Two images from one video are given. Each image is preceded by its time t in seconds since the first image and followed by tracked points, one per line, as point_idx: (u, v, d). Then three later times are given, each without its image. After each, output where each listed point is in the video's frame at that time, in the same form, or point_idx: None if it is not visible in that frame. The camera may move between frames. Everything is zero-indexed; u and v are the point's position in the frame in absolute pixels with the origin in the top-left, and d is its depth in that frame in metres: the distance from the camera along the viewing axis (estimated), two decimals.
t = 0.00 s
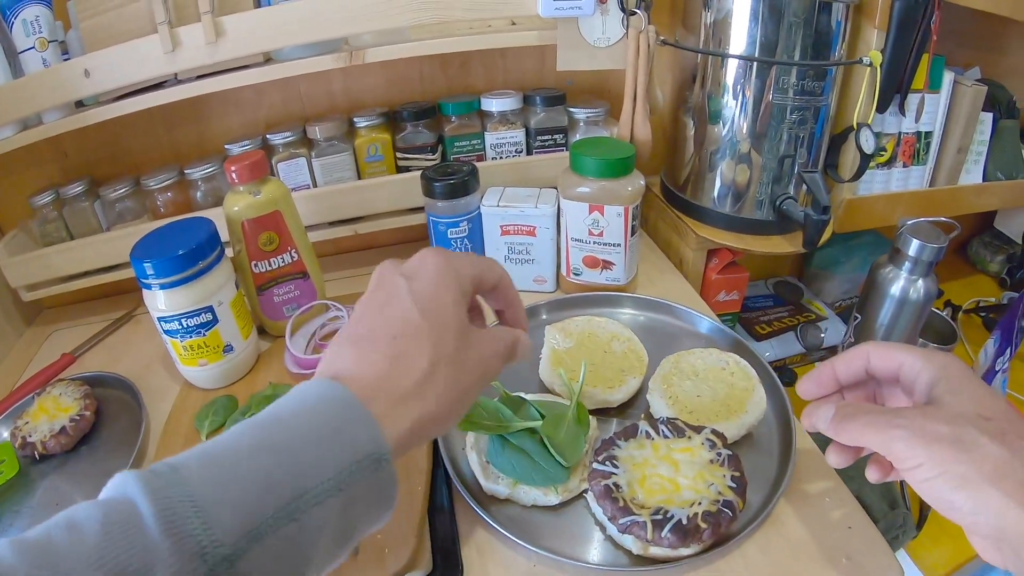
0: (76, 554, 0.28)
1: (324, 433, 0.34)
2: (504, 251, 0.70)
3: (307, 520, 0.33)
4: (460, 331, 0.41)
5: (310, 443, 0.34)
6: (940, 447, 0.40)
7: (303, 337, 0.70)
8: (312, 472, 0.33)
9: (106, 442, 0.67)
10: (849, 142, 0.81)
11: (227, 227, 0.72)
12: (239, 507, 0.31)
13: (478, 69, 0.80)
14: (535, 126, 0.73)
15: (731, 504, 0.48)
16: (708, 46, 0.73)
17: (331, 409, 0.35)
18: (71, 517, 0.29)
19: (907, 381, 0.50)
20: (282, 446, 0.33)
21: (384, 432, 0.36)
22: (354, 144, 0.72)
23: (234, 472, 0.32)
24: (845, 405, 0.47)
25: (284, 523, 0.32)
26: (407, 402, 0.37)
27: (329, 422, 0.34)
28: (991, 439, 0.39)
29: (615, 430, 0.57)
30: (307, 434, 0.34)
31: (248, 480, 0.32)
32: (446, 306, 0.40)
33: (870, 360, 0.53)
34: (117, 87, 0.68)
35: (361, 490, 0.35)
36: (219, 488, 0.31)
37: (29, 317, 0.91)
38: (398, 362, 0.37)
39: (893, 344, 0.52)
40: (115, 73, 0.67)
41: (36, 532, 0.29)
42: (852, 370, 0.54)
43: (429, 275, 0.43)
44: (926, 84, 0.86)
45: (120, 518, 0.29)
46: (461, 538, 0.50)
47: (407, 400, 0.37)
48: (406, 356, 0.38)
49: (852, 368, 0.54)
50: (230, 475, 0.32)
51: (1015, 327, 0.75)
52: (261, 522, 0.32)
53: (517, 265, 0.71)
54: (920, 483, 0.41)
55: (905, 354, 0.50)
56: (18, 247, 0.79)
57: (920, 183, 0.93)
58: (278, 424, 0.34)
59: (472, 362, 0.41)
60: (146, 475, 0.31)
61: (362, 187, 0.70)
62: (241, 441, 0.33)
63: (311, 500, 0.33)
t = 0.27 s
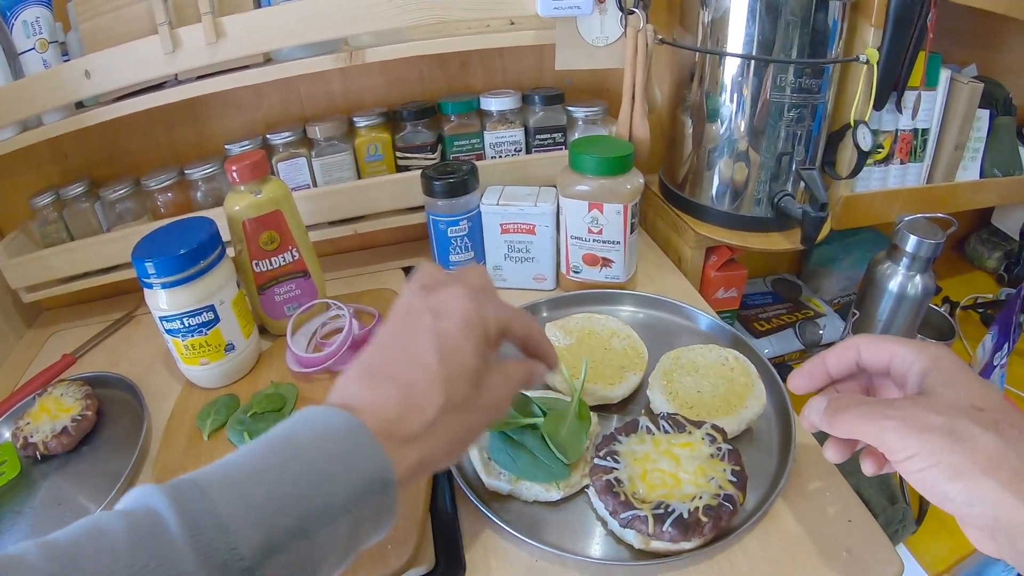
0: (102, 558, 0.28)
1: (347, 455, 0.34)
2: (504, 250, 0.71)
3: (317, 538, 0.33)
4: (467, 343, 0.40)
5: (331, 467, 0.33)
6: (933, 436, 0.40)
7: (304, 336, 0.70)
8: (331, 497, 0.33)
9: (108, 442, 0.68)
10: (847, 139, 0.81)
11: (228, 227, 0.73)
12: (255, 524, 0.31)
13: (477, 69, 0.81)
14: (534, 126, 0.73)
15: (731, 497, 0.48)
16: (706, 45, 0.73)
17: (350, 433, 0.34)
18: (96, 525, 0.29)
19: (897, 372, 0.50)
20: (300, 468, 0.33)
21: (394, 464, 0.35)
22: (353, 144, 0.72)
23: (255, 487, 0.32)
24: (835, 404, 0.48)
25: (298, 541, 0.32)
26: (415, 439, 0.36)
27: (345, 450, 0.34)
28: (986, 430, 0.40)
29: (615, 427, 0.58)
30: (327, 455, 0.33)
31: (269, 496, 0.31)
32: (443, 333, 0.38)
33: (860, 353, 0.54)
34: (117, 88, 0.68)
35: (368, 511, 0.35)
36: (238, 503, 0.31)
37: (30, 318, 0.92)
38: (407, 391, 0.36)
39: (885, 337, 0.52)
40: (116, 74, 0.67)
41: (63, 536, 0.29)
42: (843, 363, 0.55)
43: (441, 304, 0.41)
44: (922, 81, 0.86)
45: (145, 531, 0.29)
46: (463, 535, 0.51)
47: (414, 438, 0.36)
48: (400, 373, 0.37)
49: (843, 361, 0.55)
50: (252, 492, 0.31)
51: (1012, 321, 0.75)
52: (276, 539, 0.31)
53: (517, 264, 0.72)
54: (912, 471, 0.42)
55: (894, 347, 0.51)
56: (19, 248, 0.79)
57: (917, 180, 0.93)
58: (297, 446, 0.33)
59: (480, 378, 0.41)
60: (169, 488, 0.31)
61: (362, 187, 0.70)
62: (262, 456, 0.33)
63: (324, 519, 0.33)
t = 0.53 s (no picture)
0: (50, 549, 0.31)
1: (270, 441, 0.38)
2: (496, 249, 0.71)
3: (250, 517, 0.36)
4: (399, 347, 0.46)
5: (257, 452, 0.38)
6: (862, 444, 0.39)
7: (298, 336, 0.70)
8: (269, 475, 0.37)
9: (103, 443, 0.68)
10: (837, 139, 0.82)
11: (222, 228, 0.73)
12: (192, 504, 0.35)
13: (470, 70, 0.81)
14: (525, 126, 0.74)
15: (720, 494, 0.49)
16: (696, 45, 0.74)
17: (267, 421, 0.39)
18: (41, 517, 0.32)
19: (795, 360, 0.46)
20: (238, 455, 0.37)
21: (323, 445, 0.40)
22: (346, 145, 0.72)
23: (188, 476, 0.35)
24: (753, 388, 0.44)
25: (230, 520, 0.36)
26: (339, 418, 0.41)
27: (271, 434, 0.39)
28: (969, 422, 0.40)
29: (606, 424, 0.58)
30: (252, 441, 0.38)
31: (206, 479, 0.36)
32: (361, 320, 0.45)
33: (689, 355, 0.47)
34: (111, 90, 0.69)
35: (298, 493, 0.38)
36: (171, 490, 0.34)
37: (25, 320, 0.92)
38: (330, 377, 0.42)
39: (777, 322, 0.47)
40: (110, 77, 0.67)
41: (9, 532, 0.32)
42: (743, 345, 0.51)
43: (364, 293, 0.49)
44: (913, 80, 0.87)
45: (87, 518, 0.32)
46: (455, 532, 0.51)
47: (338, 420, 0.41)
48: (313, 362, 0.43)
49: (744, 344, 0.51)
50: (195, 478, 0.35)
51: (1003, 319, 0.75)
52: (211, 519, 0.35)
53: (509, 263, 0.72)
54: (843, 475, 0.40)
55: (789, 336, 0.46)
56: (13, 251, 0.79)
57: (909, 178, 0.94)
58: (223, 436, 0.38)
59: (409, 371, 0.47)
60: (108, 480, 0.34)
61: (356, 188, 0.70)
62: (189, 450, 0.37)
63: (257, 497, 0.37)
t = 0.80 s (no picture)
0: None
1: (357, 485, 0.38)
2: (512, 244, 0.71)
3: (335, 567, 0.36)
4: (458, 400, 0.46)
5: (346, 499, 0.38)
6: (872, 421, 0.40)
7: (314, 330, 0.70)
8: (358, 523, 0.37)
9: (116, 438, 0.68)
10: (849, 136, 0.82)
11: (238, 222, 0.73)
12: (281, 548, 0.34)
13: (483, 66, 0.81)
14: (540, 122, 0.74)
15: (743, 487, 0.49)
16: (711, 42, 0.74)
17: (353, 467, 0.39)
18: (132, 547, 0.32)
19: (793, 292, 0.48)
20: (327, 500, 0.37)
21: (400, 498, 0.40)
22: (361, 139, 0.72)
23: (279, 523, 0.35)
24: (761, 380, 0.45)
25: (317, 568, 0.35)
26: (416, 479, 0.41)
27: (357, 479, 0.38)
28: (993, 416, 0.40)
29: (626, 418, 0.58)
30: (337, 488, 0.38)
31: (298, 527, 0.35)
32: (441, 379, 0.46)
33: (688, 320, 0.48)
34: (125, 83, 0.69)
35: (378, 542, 0.38)
36: (263, 530, 0.34)
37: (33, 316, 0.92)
38: (411, 436, 0.42)
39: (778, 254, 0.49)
40: (123, 70, 0.67)
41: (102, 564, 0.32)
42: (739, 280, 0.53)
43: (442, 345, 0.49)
44: (924, 78, 0.87)
45: (180, 555, 0.32)
46: (478, 525, 0.51)
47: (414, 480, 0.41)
48: (398, 417, 0.43)
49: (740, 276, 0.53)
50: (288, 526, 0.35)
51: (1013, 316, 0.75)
52: (301, 566, 0.35)
53: (524, 258, 0.72)
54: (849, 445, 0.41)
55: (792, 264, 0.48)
56: (23, 245, 0.79)
57: (918, 176, 0.94)
58: (311, 478, 0.38)
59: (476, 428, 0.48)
60: (199, 516, 0.34)
61: (372, 183, 0.70)
62: (276, 490, 0.37)
63: (341, 548, 0.36)
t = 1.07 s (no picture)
0: None
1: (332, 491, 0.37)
2: (518, 243, 0.71)
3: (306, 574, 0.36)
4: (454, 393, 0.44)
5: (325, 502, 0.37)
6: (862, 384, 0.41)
7: (320, 328, 0.70)
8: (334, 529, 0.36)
9: (121, 435, 0.68)
10: (856, 136, 0.81)
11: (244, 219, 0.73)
12: (248, 561, 0.33)
13: (490, 64, 0.81)
14: (548, 121, 0.74)
15: (751, 488, 0.49)
16: (718, 42, 0.73)
17: (328, 472, 0.37)
18: (88, 561, 0.31)
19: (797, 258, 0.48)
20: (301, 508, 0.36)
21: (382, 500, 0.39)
22: (368, 137, 0.72)
23: (251, 530, 0.34)
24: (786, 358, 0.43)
25: None
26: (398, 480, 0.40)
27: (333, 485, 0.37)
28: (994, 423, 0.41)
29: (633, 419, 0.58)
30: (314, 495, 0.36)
31: (273, 535, 0.35)
32: (425, 372, 0.43)
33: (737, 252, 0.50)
34: (131, 80, 0.68)
35: (355, 546, 0.38)
36: (230, 541, 0.33)
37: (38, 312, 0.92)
38: (392, 433, 0.40)
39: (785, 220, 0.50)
40: (129, 67, 0.67)
41: None
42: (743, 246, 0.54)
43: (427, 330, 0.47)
44: (931, 80, 0.87)
45: (139, 570, 0.31)
46: (484, 524, 0.51)
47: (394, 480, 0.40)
48: (378, 416, 0.40)
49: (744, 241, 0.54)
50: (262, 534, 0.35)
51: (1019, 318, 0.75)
52: None
53: (530, 257, 0.72)
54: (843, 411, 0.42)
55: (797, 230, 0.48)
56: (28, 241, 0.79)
57: (924, 178, 0.94)
58: (281, 482, 0.36)
59: (469, 416, 0.46)
60: (160, 526, 0.33)
61: (378, 181, 0.70)
62: (250, 494, 0.36)
63: (312, 556, 0.36)
